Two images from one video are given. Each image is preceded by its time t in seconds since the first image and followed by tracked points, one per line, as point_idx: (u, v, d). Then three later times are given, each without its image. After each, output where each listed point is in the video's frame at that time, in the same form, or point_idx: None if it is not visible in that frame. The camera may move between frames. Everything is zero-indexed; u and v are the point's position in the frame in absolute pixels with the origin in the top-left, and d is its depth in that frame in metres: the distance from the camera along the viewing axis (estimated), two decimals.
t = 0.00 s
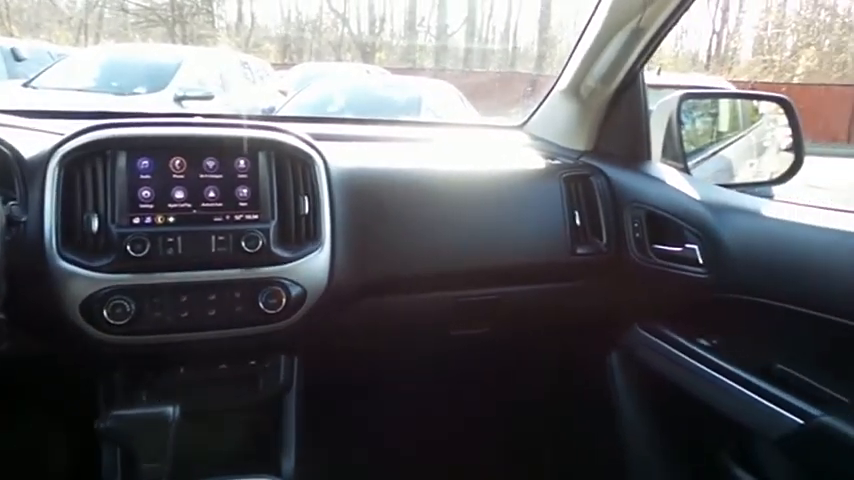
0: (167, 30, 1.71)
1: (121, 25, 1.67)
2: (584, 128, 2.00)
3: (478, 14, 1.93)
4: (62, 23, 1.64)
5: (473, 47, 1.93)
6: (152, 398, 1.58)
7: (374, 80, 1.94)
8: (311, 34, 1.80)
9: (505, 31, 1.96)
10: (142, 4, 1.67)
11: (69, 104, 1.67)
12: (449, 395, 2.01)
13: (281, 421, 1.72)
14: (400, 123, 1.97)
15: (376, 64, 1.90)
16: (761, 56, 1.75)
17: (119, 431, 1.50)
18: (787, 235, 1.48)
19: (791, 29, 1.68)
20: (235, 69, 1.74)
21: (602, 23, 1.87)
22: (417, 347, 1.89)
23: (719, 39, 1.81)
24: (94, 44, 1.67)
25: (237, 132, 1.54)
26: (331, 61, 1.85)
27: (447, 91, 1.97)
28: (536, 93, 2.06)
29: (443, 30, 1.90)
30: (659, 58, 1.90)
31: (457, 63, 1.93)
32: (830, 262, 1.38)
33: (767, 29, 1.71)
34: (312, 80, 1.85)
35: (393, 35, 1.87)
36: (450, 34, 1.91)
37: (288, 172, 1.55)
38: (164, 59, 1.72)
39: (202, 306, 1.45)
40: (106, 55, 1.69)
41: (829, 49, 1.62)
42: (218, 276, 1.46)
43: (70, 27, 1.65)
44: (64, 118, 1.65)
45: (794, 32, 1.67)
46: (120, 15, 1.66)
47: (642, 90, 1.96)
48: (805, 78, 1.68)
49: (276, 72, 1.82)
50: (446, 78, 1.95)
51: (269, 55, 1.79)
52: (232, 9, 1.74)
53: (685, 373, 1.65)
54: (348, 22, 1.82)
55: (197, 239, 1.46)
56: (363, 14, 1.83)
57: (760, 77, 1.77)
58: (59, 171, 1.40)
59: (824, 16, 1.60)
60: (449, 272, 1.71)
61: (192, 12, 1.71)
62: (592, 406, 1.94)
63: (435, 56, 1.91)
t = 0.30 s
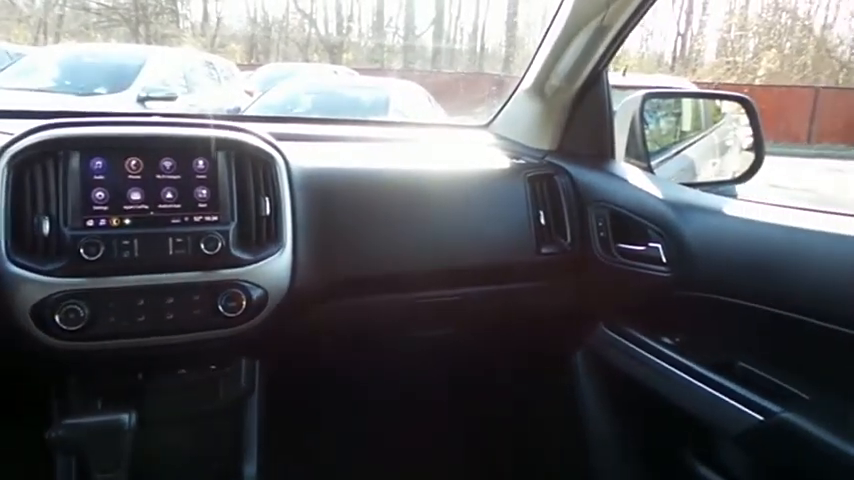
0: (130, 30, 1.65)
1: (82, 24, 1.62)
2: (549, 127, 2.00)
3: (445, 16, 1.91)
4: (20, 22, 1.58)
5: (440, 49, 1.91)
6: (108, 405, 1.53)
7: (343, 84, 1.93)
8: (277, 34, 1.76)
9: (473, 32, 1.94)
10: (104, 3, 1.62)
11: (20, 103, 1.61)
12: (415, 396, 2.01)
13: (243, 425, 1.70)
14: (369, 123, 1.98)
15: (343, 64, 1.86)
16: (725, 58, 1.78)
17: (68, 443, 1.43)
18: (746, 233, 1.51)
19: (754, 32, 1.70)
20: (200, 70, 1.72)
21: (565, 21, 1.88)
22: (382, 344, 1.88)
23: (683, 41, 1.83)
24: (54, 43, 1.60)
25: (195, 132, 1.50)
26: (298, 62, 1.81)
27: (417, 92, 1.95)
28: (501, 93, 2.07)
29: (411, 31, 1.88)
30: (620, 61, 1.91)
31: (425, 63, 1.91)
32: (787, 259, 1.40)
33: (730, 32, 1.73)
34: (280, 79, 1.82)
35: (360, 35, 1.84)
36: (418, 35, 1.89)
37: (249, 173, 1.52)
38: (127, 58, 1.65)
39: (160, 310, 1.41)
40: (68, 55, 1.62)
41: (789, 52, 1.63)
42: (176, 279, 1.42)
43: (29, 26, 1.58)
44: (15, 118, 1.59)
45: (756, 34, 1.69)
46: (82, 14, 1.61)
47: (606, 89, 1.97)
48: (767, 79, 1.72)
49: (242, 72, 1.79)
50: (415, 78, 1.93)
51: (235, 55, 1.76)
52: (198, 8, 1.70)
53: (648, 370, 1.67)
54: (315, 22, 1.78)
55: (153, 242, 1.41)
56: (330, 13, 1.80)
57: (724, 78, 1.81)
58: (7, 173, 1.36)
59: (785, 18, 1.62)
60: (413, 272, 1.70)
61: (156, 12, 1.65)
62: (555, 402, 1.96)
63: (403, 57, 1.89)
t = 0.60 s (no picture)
0: (90, 22, 1.60)
1: (39, 14, 1.56)
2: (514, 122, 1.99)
3: (416, 10, 1.89)
4: None
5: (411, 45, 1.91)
6: (55, 413, 1.49)
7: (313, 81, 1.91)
8: (245, 27, 1.72)
9: (444, 30, 1.93)
10: None
11: None
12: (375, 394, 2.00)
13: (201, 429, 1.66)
14: (337, 119, 1.95)
15: (313, 59, 1.84)
16: (688, 56, 1.78)
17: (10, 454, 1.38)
18: (705, 228, 1.52)
19: (715, 30, 1.70)
20: (165, 63, 1.68)
21: (527, 15, 1.86)
22: (346, 343, 1.86)
23: (648, 39, 1.83)
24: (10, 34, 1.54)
25: (147, 128, 1.45)
26: (267, 55, 1.78)
27: (386, 87, 1.95)
28: (464, 89, 2.05)
29: (381, 26, 1.88)
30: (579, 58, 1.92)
31: (396, 60, 1.91)
32: (745, 254, 1.42)
33: (692, 31, 1.74)
34: (248, 73, 1.79)
35: (331, 29, 1.82)
36: (388, 31, 1.88)
37: (204, 171, 1.48)
38: (85, 51, 1.60)
39: (110, 313, 1.36)
40: (23, 46, 1.56)
41: (749, 50, 1.63)
42: (127, 281, 1.37)
43: None
44: None
45: (718, 33, 1.70)
46: (40, 4, 1.55)
47: (567, 86, 1.97)
48: (727, 77, 1.71)
49: (209, 66, 1.75)
50: (387, 75, 1.93)
51: (200, 50, 1.72)
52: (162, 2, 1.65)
53: (608, 364, 1.68)
54: (284, 15, 1.74)
55: (102, 242, 1.36)
56: (300, 6, 1.76)
57: (687, 76, 1.81)
58: None
59: (745, 18, 1.64)
60: (375, 270, 1.67)
61: (118, 3, 1.61)
62: (519, 398, 1.95)
63: (375, 52, 1.89)
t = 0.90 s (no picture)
0: (47, 14, 1.54)
1: None
2: (478, 117, 1.98)
3: (385, 5, 1.86)
4: None
5: (382, 40, 1.89)
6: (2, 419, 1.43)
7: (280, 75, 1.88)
8: (210, 21, 1.69)
9: (413, 26, 1.91)
10: None
11: None
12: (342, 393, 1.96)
13: (158, 430, 1.62)
14: (305, 113, 1.92)
15: (282, 53, 1.81)
16: (654, 52, 1.79)
17: None
18: (667, 221, 1.53)
19: (679, 28, 1.72)
20: (126, 57, 1.63)
21: (488, 7, 1.84)
22: (310, 343, 1.82)
23: (615, 36, 1.83)
24: None
25: (98, 121, 1.40)
26: (233, 50, 1.77)
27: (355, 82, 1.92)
28: (429, 83, 2.03)
29: (351, 21, 1.84)
30: (543, 53, 1.93)
31: (366, 55, 1.88)
32: (706, 246, 1.43)
33: (658, 28, 1.75)
34: (211, 68, 1.76)
35: (298, 24, 1.78)
36: (357, 26, 1.85)
37: (158, 164, 1.44)
38: (41, 44, 1.53)
39: (58, 313, 1.31)
40: None
41: (711, 48, 1.66)
42: (76, 280, 1.32)
43: None
44: None
45: (682, 30, 1.72)
46: None
47: (530, 80, 1.98)
48: (692, 74, 1.73)
49: (172, 61, 1.72)
50: (358, 70, 1.90)
51: (164, 44, 1.68)
52: None
53: (573, 357, 1.68)
54: (251, 10, 1.70)
55: (49, 240, 1.31)
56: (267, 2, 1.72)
57: (653, 72, 1.81)
58: None
59: (708, 16, 1.65)
60: (338, 266, 1.64)
61: None
62: (487, 394, 1.95)
63: (343, 47, 1.86)
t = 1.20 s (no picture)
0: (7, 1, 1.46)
1: None
2: (448, 109, 1.97)
3: None
4: None
5: (352, 32, 1.84)
6: None
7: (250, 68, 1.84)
8: (177, 12, 1.65)
9: (385, 20, 1.87)
10: None
11: None
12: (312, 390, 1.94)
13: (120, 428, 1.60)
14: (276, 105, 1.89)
15: (251, 46, 1.76)
16: (625, 48, 1.80)
17: None
18: (636, 212, 1.53)
19: (650, 24, 1.73)
20: (90, 48, 1.58)
21: None
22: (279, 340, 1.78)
23: (587, 31, 1.85)
24: None
25: (55, 111, 1.35)
26: (202, 43, 1.71)
27: (325, 76, 1.89)
28: (398, 75, 2.00)
29: (322, 14, 1.80)
30: (513, 47, 1.93)
31: (337, 49, 1.85)
32: (674, 238, 1.44)
33: (629, 23, 1.76)
34: (178, 60, 1.72)
35: (268, 16, 1.74)
36: (328, 19, 1.81)
37: (117, 156, 1.40)
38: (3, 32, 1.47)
39: (13, 310, 1.26)
40: None
41: (682, 43, 1.68)
42: (31, 275, 1.27)
43: None
44: None
45: (653, 26, 1.73)
46: None
47: (500, 73, 1.96)
48: (662, 70, 1.76)
49: (139, 52, 1.65)
50: (328, 63, 1.87)
51: (131, 36, 1.62)
52: None
53: (545, 350, 1.69)
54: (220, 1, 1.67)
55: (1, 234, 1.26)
56: None
57: (625, 67, 1.83)
58: None
59: (678, 12, 1.66)
60: (307, 260, 1.62)
61: None
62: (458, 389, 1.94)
63: (315, 39, 1.82)
